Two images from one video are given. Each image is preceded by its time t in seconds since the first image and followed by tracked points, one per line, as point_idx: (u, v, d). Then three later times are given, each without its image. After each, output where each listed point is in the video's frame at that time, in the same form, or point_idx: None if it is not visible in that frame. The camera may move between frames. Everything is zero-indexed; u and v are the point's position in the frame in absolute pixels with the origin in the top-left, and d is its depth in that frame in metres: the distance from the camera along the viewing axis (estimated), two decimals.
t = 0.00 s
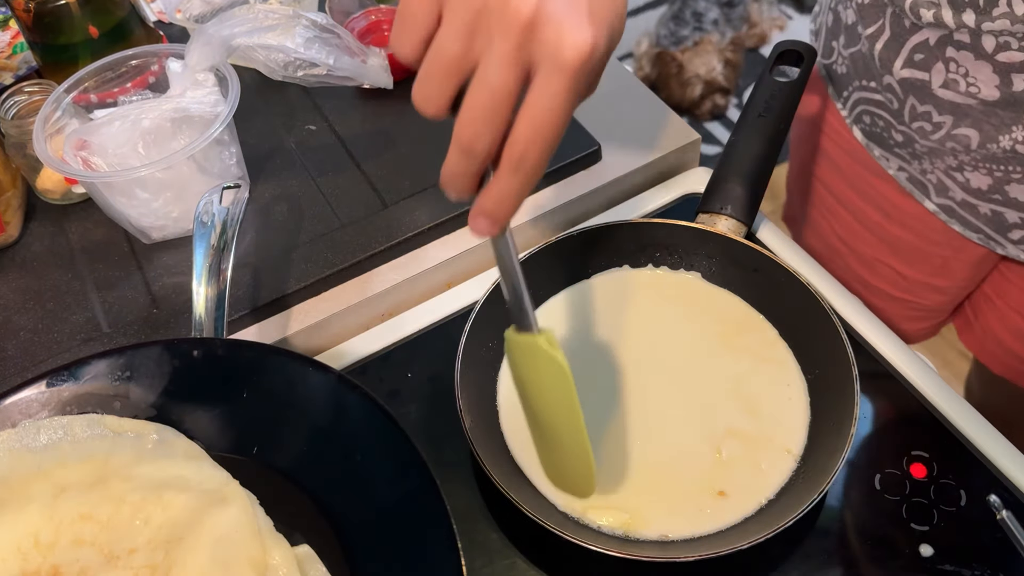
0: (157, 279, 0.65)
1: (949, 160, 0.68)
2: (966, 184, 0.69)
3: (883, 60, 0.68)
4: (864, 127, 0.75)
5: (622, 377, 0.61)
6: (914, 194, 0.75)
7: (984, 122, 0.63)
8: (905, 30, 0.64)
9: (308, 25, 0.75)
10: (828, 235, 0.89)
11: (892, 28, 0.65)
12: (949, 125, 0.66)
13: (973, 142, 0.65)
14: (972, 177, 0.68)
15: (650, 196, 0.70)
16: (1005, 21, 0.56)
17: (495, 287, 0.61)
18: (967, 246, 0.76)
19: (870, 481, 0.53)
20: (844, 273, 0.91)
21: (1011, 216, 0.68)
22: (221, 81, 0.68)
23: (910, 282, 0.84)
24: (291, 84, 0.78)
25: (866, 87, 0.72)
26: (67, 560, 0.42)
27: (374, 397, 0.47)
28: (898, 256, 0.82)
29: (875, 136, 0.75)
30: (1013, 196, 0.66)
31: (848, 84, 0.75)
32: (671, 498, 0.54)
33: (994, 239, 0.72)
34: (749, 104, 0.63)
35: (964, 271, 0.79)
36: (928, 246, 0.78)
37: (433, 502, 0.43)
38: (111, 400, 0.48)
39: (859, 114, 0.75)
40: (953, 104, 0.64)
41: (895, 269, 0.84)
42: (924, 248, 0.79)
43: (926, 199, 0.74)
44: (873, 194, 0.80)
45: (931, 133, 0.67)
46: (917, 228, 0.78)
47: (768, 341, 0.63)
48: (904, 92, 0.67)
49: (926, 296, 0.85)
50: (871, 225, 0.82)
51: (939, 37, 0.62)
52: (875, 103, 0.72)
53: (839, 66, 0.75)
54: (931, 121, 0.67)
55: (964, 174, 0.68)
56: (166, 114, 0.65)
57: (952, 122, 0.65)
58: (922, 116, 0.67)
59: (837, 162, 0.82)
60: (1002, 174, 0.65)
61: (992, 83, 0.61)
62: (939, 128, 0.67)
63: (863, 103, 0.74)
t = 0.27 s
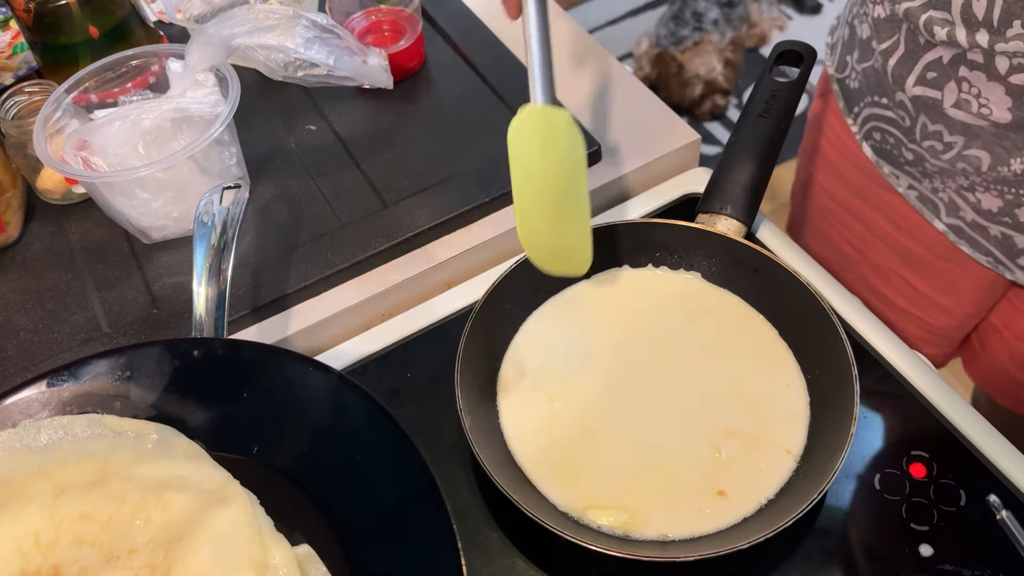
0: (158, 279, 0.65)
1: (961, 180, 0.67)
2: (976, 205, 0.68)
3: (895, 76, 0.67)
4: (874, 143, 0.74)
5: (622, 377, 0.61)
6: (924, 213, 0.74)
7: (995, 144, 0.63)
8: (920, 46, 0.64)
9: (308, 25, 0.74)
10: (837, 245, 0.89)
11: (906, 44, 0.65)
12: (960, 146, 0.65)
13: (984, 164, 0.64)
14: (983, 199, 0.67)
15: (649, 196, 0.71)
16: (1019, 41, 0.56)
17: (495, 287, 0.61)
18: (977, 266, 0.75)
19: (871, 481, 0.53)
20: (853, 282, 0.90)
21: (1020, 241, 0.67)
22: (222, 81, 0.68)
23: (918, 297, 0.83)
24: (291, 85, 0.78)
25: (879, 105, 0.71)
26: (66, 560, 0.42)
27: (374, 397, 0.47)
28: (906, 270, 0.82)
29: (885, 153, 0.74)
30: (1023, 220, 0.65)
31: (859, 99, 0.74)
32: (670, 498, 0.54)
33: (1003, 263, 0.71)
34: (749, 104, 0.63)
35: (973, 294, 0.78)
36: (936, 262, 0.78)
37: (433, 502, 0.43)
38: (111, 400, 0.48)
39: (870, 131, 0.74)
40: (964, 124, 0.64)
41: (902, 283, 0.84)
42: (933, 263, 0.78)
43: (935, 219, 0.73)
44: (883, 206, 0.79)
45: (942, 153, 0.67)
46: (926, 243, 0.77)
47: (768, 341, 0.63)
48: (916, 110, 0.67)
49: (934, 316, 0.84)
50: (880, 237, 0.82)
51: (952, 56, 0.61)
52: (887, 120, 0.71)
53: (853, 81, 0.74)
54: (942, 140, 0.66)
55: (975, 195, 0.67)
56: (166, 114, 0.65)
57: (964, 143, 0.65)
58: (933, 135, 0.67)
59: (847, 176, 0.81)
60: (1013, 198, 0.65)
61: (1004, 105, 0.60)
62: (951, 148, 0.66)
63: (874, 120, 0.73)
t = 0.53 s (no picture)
0: (158, 279, 0.65)
1: (959, 196, 0.67)
2: (973, 222, 0.68)
3: (909, 81, 0.67)
4: (882, 149, 0.75)
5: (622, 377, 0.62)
6: (920, 224, 0.74)
7: (994, 161, 0.62)
8: (935, 53, 0.63)
9: (308, 25, 0.72)
10: (831, 247, 0.89)
11: (924, 50, 0.65)
12: (960, 161, 0.65)
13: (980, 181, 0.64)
14: (979, 217, 0.67)
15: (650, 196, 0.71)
16: (1022, 56, 0.55)
17: (495, 287, 0.61)
18: (968, 283, 0.75)
19: (871, 481, 0.53)
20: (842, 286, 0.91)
21: (1014, 261, 0.67)
22: (222, 81, 0.68)
23: (905, 308, 0.84)
24: (291, 84, 0.78)
25: (893, 110, 0.71)
26: (67, 560, 0.42)
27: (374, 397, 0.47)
28: (895, 280, 0.82)
29: (890, 161, 0.74)
30: (1016, 242, 0.65)
31: (877, 103, 0.74)
32: (669, 497, 0.54)
33: (994, 283, 0.71)
34: (749, 103, 0.63)
35: (961, 309, 0.78)
36: (925, 275, 0.78)
37: (434, 502, 0.43)
38: (111, 400, 0.48)
39: (882, 136, 0.74)
40: (966, 139, 0.63)
41: (890, 292, 0.84)
42: (922, 276, 0.78)
43: (932, 233, 0.74)
44: (882, 214, 0.79)
45: (942, 166, 0.67)
46: (917, 256, 0.77)
47: (768, 340, 0.63)
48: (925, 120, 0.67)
49: (921, 328, 0.84)
50: (874, 244, 0.82)
51: (963, 65, 0.61)
52: (897, 126, 0.71)
53: (874, 84, 0.74)
54: (943, 152, 0.66)
55: (971, 212, 0.67)
56: (166, 114, 0.65)
57: (965, 158, 0.65)
58: (936, 145, 0.67)
59: (852, 179, 0.81)
60: (1007, 219, 0.64)
61: (1005, 121, 0.59)
62: (952, 162, 0.66)
63: (887, 125, 0.73)
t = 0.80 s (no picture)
0: (158, 279, 0.65)
1: (969, 197, 0.66)
2: (977, 226, 0.67)
3: (947, 70, 0.65)
4: (915, 134, 0.71)
5: (623, 376, 0.61)
6: (932, 220, 0.73)
7: (1005, 167, 0.61)
8: (975, 46, 0.61)
9: (308, 25, 0.72)
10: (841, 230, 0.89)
11: (966, 40, 0.62)
12: (975, 160, 0.63)
13: (990, 183, 0.63)
14: (983, 221, 0.65)
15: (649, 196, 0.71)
16: None
17: (495, 287, 0.61)
18: (972, 286, 0.75)
19: (871, 481, 0.53)
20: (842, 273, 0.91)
21: (1012, 270, 0.65)
22: (222, 81, 0.68)
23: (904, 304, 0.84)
24: (291, 84, 0.78)
25: (930, 96, 0.68)
26: (67, 560, 0.42)
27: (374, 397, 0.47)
28: (900, 274, 0.82)
29: (920, 146, 0.71)
30: (1015, 252, 0.64)
31: (920, 86, 0.70)
32: (669, 496, 0.54)
33: (991, 287, 0.70)
34: (749, 103, 0.63)
35: (961, 312, 0.78)
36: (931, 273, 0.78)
37: (434, 502, 0.43)
38: (111, 400, 0.48)
39: (916, 120, 0.71)
40: (985, 138, 0.62)
41: (892, 287, 0.84)
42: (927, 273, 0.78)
43: (940, 228, 0.72)
44: (898, 206, 0.78)
45: (959, 162, 0.65)
46: (926, 252, 0.77)
47: (768, 340, 0.63)
48: (954, 112, 0.64)
49: (919, 325, 0.84)
50: (885, 235, 0.82)
51: (995, 64, 0.60)
52: (932, 114, 0.68)
53: (919, 65, 0.69)
54: (963, 148, 0.64)
55: (977, 215, 0.66)
56: (166, 114, 0.65)
57: (980, 159, 0.63)
58: (958, 141, 0.65)
59: (880, 167, 0.80)
60: (1009, 229, 0.63)
61: None
62: (968, 160, 0.64)
63: (924, 111, 0.69)
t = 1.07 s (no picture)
0: (158, 279, 0.65)
1: (978, 186, 0.65)
2: (980, 216, 0.66)
3: (984, 52, 0.61)
4: (950, 110, 0.68)
5: (624, 376, 0.61)
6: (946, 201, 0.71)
7: (1012, 163, 0.60)
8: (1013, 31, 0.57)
9: (308, 25, 0.72)
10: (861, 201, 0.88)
11: (1007, 24, 0.58)
12: (988, 151, 0.62)
13: (1000, 176, 0.62)
14: (986, 213, 0.65)
15: (649, 197, 0.71)
16: None
17: (496, 287, 0.61)
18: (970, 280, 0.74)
19: (870, 481, 0.53)
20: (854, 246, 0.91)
21: (1001, 265, 0.66)
22: (222, 81, 0.68)
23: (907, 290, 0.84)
24: (291, 85, 0.78)
25: (970, 75, 0.64)
26: (67, 560, 0.41)
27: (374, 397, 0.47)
28: (911, 256, 0.82)
29: (951, 122, 0.68)
30: (1006, 248, 0.64)
31: (962, 61, 0.66)
32: (670, 496, 0.54)
33: (982, 278, 0.69)
34: (750, 104, 0.63)
35: (957, 304, 0.78)
36: (942, 258, 0.77)
37: (434, 502, 0.43)
38: (111, 400, 0.48)
39: (953, 96, 0.67)
40: (999, 131, 0.60)
41: (903, 267, 0.83)
42: (937, 257, 0.78)
43: (950, 211, 0.71)
44: (922, 183, 0.77)
45: (975, 150, 0.64)
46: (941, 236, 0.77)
47: (768, 339, 0.63)
48: (980, 97, 0.62)
49: (920, 311, 0.84)
50: (904, 212, 0.81)
51: None
52: (968, 93, 0.65)
53: (964, 38, 0.65)
54: (980, 136, 0.63)
55: (982, 205, 0.65)
56: (166, 114, 0.65)
57: (992, 151, 0.62)
58: (977, 128, 0.63)
59: (909, 151, 0.78)
60: (1006, 226, 0.63)
61: None
62: (982, 149, 0.63)
63: (962, 88, 0.66)
